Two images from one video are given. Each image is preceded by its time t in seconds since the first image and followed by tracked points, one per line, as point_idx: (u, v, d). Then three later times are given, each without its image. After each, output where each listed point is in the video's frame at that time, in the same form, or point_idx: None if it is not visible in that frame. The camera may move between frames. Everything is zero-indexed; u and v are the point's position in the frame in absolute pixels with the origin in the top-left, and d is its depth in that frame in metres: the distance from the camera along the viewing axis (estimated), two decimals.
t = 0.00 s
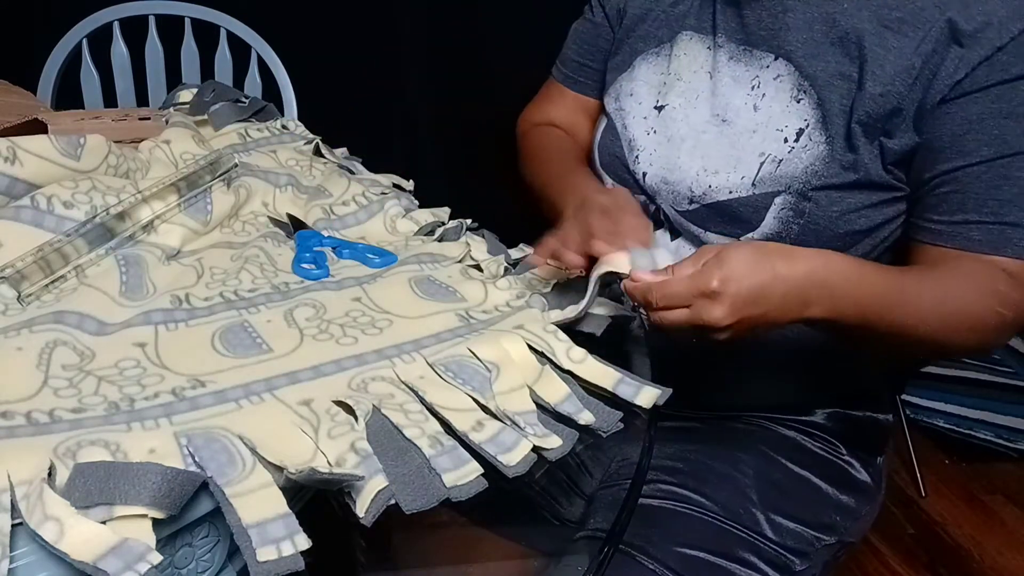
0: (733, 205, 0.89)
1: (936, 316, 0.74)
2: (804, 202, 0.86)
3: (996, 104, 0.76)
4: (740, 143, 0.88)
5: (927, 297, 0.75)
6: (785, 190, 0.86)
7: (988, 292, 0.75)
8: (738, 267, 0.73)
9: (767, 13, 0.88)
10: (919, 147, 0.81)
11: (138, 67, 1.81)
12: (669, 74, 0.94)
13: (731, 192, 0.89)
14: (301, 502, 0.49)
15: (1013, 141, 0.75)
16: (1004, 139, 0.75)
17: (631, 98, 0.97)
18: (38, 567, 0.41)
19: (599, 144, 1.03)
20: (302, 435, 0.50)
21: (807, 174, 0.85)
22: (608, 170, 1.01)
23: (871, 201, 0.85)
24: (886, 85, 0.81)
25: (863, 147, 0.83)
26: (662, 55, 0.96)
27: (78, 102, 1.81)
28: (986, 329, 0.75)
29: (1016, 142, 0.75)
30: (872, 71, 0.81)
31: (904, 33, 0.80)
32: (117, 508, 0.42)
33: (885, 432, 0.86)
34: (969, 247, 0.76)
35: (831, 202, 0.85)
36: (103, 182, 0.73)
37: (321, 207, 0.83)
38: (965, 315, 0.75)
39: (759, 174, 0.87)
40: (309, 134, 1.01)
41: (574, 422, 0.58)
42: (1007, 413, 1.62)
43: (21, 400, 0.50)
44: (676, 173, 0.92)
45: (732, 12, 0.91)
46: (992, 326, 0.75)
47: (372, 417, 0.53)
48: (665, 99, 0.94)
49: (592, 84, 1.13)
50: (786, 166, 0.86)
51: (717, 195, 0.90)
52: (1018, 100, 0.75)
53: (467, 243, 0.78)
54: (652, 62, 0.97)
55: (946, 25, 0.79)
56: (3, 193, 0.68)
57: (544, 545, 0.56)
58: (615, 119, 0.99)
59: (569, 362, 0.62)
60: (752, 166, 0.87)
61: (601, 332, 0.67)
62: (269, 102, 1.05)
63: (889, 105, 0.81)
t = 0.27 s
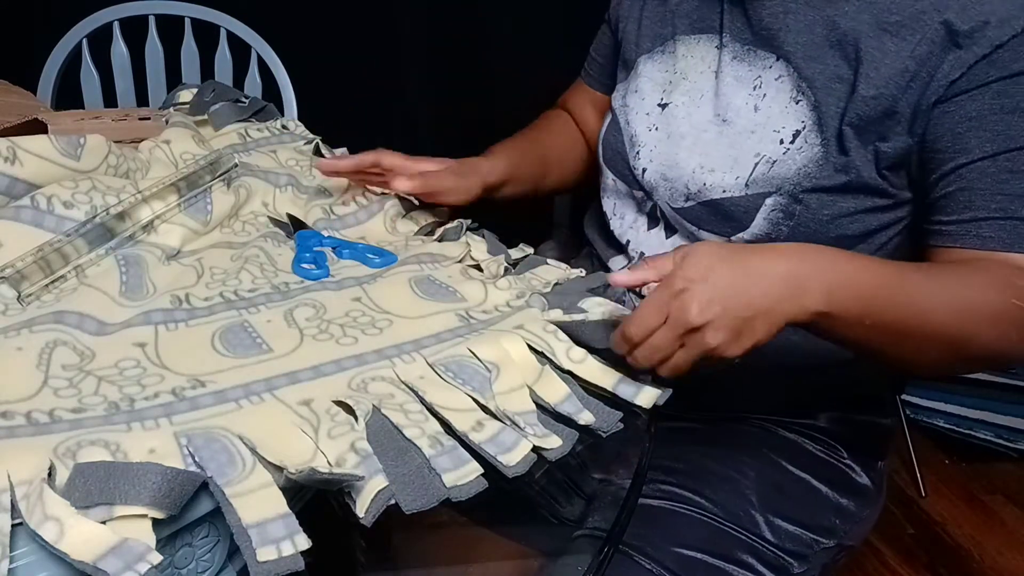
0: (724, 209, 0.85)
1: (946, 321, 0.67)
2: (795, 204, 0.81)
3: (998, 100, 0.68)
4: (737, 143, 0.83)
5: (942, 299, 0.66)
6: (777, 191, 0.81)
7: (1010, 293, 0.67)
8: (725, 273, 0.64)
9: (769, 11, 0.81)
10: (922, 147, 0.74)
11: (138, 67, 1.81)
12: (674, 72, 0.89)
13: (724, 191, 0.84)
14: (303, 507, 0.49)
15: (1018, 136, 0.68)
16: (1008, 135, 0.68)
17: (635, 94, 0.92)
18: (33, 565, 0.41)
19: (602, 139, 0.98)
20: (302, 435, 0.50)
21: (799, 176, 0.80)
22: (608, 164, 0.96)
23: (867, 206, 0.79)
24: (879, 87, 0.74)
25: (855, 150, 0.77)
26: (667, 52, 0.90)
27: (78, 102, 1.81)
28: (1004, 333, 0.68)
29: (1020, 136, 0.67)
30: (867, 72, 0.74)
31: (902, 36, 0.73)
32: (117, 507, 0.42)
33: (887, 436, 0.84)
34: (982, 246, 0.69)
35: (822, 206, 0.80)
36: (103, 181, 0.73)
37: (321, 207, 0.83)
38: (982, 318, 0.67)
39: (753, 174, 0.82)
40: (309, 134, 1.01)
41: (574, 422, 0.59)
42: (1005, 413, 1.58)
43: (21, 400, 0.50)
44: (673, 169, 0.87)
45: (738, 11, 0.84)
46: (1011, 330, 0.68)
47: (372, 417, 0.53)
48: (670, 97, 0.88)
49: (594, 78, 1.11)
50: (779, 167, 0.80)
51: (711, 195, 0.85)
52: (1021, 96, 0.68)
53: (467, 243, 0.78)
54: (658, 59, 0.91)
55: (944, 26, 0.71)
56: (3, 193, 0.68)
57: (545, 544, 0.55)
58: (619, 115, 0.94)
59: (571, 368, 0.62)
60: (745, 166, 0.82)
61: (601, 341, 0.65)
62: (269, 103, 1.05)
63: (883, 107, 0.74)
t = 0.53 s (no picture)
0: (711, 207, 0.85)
1: (903, 309, 0.68)
2: (775, 204, 0.82)
3: (973, 95, 0.68)
4: (715, 146, 0.84)
5: (896, 287, 0.68)
6: (756, 192, 0.83)
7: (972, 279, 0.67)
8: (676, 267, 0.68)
9: (738, 14, 0.82)
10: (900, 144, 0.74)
11: (138, 67, 1.82)
12: (651, 77, 0.90)
13: (705, 196, 0.86)
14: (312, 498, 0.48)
15: (992, 130, 0.67)
16: (982, 130, 0.68)
17: (615, 102, 0.93)
18: (38, 561, 0.42)
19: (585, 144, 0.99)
20: (304, 427, 0.51)
21: (777, 175, 0.81)
22: (591, 171, 0.98)
23: (848, 201, 0.80)
24: (848, 85, 0.75)
25: (831, 148, 0.78)
26: (643, 59, 0.91)
27: (78, 102, 1.82)
28: (970, 319, 0.68)
29: (994, 130, 0.67)
30: (835, 71, 0.76)
31: (869, 32, 0.74)
32: (122, 503, 0.43)
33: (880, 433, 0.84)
34: (962, 240, 0.68)
35: (802, 204, 0.81)
36: (98, 180, 0.74)
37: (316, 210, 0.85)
38: (942, 305, 0.67)
39: (731, 177, 0.84)
40: (310, 134, 1.02)
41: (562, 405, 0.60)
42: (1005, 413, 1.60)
43: (19, 404, 0.51)
44: (655, 175, 0.89)
45: (709, 17, 0.86)
46: (978, 316, 0.67)
47: (371, 409, 0.54)
48: (648, 102, 0.90)
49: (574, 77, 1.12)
50: (757, 168, 0.82)
51: (694, 199, 0.86)
52: (996, 89, 0.67)
53: (433, 238, 0.81)
54: (635, 66, 0.92)
55: (911, 23, 0.72)
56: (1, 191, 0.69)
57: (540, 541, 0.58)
58: (599, 124, 0.96)
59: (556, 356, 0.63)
60: (724, 169, 0.84)
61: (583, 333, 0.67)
62: (267, 101, 1.06)
63: (854, 106, 0.75)
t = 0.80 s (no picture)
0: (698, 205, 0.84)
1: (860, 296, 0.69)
2: (755, 198, 0.81)
3: (940, 84, 0.69)
4: (694, 142, 0.84)
5: (855, 275, 0.69)
6: (737, 186, 0.82)
7: (933, 270, 0.68)
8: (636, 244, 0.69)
9: (713, 11, 0.82)
10: (872, 133, 0.75)
11: (139, 67, 1.80)
12: (631, 78, 0.90)
13: (687, 193, 0.85)
14: (314, 484, 0.48)
15: (960, 118, 0.67)
16: (949, 119, 0.68)
17: (596, 104, 0.93)
18: (43, 557, 0.41)
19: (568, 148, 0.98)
20: (288, 413, 0.51)
21: (757, 170, 0.81)
22: (574, 174, 0.96)
23: (828, 192, 0.80)
24: (823, 76, 0.75)
25: (809, 139, 0.78)
26: (624, 61, 0.91)
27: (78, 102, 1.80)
28: (926, 308, 0.69)
29: (962, 119, 0.67)
30: (811, 64, 0.76)
31: (843, 23, 0.74)
32: (116, 490, 0.42)
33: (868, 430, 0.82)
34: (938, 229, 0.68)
35: (783, 196, 0.81)
36: (49, 178, 0.73)
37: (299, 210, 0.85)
38: (898, 293, 0.69)
39: (712, 173, 0.83)
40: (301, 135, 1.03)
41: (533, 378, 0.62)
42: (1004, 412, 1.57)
43: None
44: (637, 174, 0.87)
45: (684, 18, 0.86)
46: (934, 305, 0.69)
47: (351, 391, 0.54)
48: (628, 103, 0.90)
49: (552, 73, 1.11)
50: (737, 163, 0.81)
51: (676, 196, 0.85)
52: (964, 77, 0.67)
53: (387, 230, 0.81)
54: (615, 68, 0.92)
55: (881, 12, 0.72)
56: None
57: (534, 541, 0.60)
58: (581, 125, 0.95)
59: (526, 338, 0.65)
60: (705, 166, 0.83)
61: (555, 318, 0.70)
62: (263, 102, 1.07)
63: (829, 97, 0.76)
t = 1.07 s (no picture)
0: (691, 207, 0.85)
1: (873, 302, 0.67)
2: (733, 203, 0.82)
3: (941, 92, 0.67)
4: (680, 144, 0.85)
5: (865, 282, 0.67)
6: (716, 191, 0.83)
7: (947, 276, 0.66)
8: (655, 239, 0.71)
9: (703, 14, 0.83)
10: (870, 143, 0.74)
11: (139, 67, 1.80)
12: (624, 76, 0.91)
13: (669, 194, 0.86)
14: (313, 485, 0.48)
15: (964, 126, 0.65)
16: (954, 126, 0.66)
17: (591, 101, 0.94)
18: (41, 559, 0.41)
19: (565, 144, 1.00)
20: (286, 415, 0.51)
21: (736, 174, 0.81)
22: (569, 169, 0.98)
23: (807, 200, 0.80)
24: (803, 84, 0.75)
25: (788, 147, 0.78)
26: (620, 58, 0.92)
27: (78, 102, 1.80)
28: (942, 318, 0.66)
29: (967, 126, 0.65)
30: (794, 70, 0.76)
31: (829, 30, 0.74)
32: (114, 491, 0.42)
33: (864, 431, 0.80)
34: (943, 237, 0.67)
35: (760, 203, 0.81)
36: (49, 178, 0.74)
37: (300, 211, 0.85)
38: (912, 302, 0.66)
39: (693, 176, 0.84)
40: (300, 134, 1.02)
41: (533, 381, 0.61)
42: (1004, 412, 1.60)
43: None
44: (624, 173, 0.89)
45: (678, 18, 0.86)
46: (950, 315, 0.66)
47: (350, 393, 0.54)
48: (620, 101, 0.91)
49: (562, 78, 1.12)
50: (717, 167, 0.82)
51: (659, 198, 0.87)
52: (965, 85, 0.65)
53: (392, 230, 0.81)
54: (612, 66, 0.93)
55: (871, 22, 0.71)
56: None
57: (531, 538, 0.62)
58: (576, 121, 0.96)
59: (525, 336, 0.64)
60: (687, 168, 0.84)
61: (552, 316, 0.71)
62: (263, 102, 1.07)
63: (809, 105, 0.76)
